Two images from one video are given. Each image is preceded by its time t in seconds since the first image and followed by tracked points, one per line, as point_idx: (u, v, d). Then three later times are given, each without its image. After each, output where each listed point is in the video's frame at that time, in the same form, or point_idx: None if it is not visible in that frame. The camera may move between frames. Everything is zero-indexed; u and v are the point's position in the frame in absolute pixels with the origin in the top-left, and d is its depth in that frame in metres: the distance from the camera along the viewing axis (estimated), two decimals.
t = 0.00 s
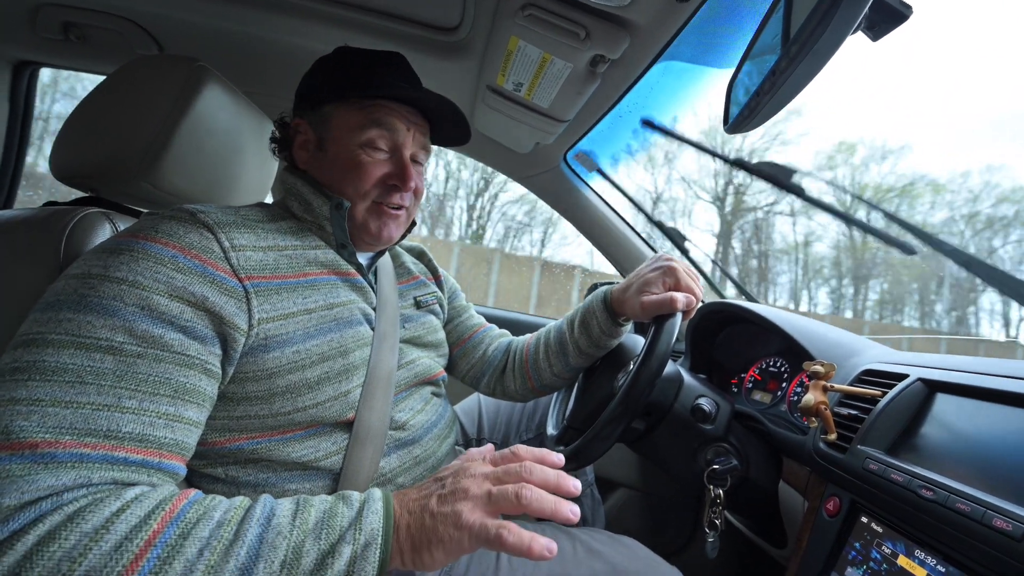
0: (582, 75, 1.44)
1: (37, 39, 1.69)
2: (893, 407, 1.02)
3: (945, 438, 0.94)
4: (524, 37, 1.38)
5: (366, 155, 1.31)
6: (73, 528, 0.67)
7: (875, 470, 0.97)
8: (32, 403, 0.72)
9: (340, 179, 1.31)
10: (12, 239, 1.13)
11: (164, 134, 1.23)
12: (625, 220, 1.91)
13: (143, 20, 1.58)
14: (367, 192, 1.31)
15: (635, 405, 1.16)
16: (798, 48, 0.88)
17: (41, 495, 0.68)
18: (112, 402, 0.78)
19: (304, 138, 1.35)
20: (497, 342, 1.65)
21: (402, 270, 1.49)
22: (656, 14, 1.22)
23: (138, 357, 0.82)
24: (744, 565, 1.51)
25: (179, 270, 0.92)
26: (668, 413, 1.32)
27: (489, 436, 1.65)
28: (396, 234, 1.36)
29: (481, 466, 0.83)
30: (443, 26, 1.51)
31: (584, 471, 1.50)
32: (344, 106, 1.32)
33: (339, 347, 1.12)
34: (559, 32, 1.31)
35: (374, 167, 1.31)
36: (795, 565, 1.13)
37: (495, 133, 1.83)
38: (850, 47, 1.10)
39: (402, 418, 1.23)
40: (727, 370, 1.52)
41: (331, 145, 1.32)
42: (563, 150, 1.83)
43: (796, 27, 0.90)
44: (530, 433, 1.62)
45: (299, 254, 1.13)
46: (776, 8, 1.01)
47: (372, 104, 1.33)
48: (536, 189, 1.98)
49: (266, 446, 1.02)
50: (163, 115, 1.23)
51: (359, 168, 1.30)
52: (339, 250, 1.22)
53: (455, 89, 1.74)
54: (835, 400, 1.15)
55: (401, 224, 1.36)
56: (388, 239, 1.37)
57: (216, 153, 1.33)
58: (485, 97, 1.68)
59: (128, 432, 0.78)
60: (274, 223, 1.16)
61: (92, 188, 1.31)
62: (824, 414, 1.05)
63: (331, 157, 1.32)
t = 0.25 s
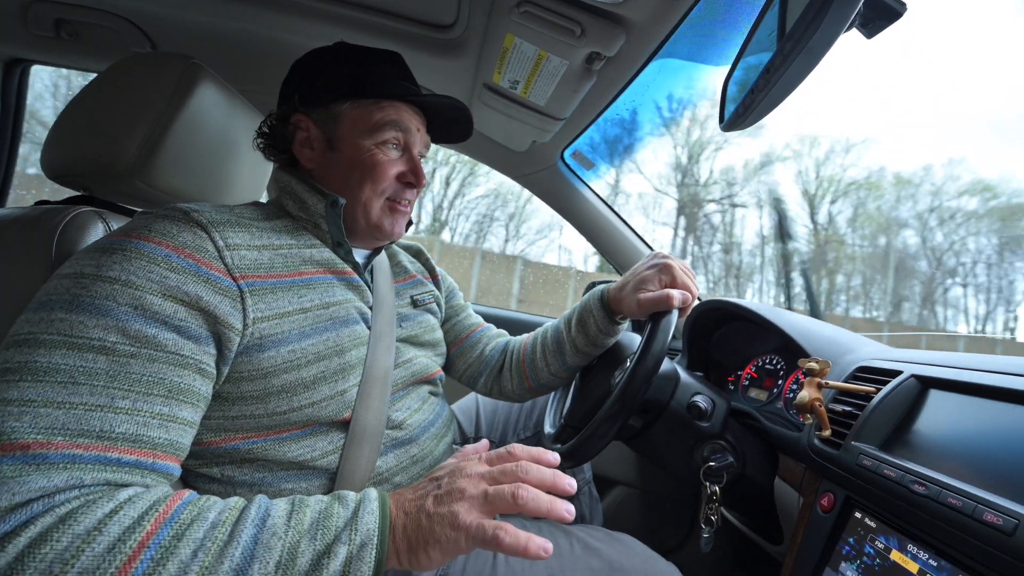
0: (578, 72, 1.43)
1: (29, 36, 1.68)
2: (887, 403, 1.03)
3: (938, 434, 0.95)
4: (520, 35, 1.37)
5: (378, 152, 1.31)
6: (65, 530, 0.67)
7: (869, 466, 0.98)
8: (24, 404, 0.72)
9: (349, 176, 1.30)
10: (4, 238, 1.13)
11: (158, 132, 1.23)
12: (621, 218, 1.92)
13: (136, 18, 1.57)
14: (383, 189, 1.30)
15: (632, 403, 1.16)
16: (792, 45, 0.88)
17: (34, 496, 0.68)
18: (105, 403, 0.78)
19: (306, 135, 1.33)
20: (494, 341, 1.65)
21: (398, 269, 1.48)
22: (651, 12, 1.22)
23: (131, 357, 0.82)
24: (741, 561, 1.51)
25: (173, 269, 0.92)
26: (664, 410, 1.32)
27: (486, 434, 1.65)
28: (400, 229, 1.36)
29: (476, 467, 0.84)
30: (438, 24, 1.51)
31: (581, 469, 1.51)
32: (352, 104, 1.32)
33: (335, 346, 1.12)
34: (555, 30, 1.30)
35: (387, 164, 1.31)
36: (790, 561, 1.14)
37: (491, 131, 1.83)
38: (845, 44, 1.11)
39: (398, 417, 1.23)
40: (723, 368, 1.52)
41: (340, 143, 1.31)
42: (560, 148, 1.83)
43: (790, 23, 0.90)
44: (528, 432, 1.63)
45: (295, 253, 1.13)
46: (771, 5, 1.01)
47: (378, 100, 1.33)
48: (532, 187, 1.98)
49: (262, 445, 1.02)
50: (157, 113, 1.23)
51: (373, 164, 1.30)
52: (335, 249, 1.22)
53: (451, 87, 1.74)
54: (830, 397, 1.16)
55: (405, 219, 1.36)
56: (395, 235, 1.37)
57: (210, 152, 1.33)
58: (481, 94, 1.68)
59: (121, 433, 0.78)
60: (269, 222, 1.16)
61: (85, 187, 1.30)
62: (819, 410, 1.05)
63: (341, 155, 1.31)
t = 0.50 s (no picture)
0: (577, 72, 1.44)
1: (27, 35, 1.68)
2: (887, 402, 1.03)
3: (937, 433, 0.95)
4: (519, 34, 1.37)
5: (385, 155, 1.31)
6: (66, 531, 0.67)
7: (868, 465, 0.98)
8: (27, 404, 0.72)
9: (354, 178, 1.30)
10: (3, 238, 1.13)
11: (157, 132, 1.23)
12: (621, 218, 1.92)
13: (134, 17, 1.57)
14: (389, 191, 1.31)
15: (631, 402, 1.16)
16: (790, 43, 0.88)
17: (36, 496, 0.68)
18: (107, 403, 0.77)
19: (312, 136, 1.34)
20: (494, 341, 1.66)
21: (398, 269, 1.48)
22: (650, 11, 1.22)
23: (134, 357, 0.82)
24: (740, 561, 1.51)
25: (175, 270, 0.92)
26: (664, 409, 1.32)
27: (485, 434, 1.65)
28: (403, 229, 1.37)
29: (478, 480, 0.83)
30: (437, 23, 1.51)
31: (581, 468, 1.51)
32: (359, 107, 1.31)
33: (336, 347, 1.12)
34: (554, 29, 1.30)
35: (393, 167, 1.32)
36: (789, 560, 1.14)
37: (491, 131, 1.83)
38: (843, 43, 1.11)
39: (398, 417, 1.23)
40: (723, 367, 1.52)
41: (346, 145, 1.31)
42: (559, 148, 1.83)
43: (789, 22, 0.90)
44: (528, 431, 1.63)
45: (296, 253, 1.13)
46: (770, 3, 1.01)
47: (385, 104, 1.33)
48: (532, 186, 1.98)
49: (262, 445, 1.02)
50: (156, 113, 1.23)
51: (379, 168, 1.30)
52: (335, 249, 1.22)
53: (450, 86, 1.74)
54: (829, 396, 1.16)
55: (408, 219, 1.37)
56: (397, 235, 1.38)
57: (210, 152, 1.33)
58: (481, 94, 1.68)
59: (123, 433, 0.78)
60: (270, 222, 1.16)
61: (84, 187, 1.30)
62: (818, 409, 1.05)
63: (346, 157, 1.31)
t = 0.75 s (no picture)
0: (577, 74, 1.44)
1: (28, 38, 1.68)
2: (888, 401, 1.03)
3: (939, 434, 0.95)
4: (519, 36, 1.38)
5: (370, 150, 1.30)
6: (71, 534, 0.67)
7: (871, 465, 0.98)
8: (30, 407, 0.72)
9: (344, 175, 1.30)
10: (5, 241, 1.13)
11: (159, 134, 1.23)
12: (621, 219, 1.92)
13: (134, 20, 1.57)
14: (375, 186, 1.30)
15: (632, 403, 1.16)
16: (790, 45, 0.88)
17: (40, 499, 0.68)
18: (110, 405, 0.77)
19: (305, 136, 1.35)
20: (495, 342, 1.66)
21: (399, 271, 1.49)
22: (650, 13, 1.22)
23: (137, 360, 0.82)
24: (742, 562, 1.51)
25: (177, 272, 0.92)
26: (665, 410, 1.32)
27: (486, 435, 1.64)
28: (398, 228, 1.36)
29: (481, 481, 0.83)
30: (436, 25, 1.51)
31: (582, 469, 1.51)
32: (347, 102, 1.31)
33: (337, 348, 1.12)
34: (554, 31, 1.31)
35: (379, 161, 1.30)
36: (791, 561, 1.13)
37: (491, 132, 1.83)
38: (842, 44, 1.11)
39: (400, 419, 1.23)
40: (724, 367, 1.52)
41: (336, 142, 1.31)
42: (559, 149, 1.83)
43: (789, 23, 0.90)
44: (528, 432, 1.62)
45: (297, 255, 1.13)
46: (769, 5, 1.01)
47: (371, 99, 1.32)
48: (532, 187, 1.98)
49: (263, 448, 1.02)
50: (157, 115, 1.23)
51: (365, 162, 1.29)
52: (337, 251, 1.22)
53: (450, 88, 1.74)
54: (831, 396, 1.16)
55: (403, 218, 1.36)
56: (389, 233, 1.36)
57: (210, 154, 1.33)
58: (480, 95, 1.68)
59: (126, 436, 0.78)
60: (271, 224, 1.16)
61: (85, 190, 1.30)
62: (820, 410, 1.05)
63: (336, 154, 1.31)
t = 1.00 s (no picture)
0: (575, 72, 1.44)
1: (24, 38, 1.67)
2: (885, 399, 1.04)
3: (936, 431, 0.95)
4: (516, 35, 1.37)
5: (355, 157, 1.31)
6: (66, 535, 0.67)
7: (868, 463, 0.98)
8: (26, 409, 0.72)
9: (328, 177, 1.31)
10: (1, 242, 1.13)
11: (155, 134, 1.23)
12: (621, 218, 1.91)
13: (131, 19, 1.57)
14: (354, 195, 1.30)
15: (630, 401, 1.16)
16: (788, 42, 0.88)
17: (35, 501, 0.68)
18: (106, 406, 0.77)
19: (303, 138, 1.37)
20: (494, 341, 1.66)
21: (398, 271, 1.49)
22: (647, 11, 1.22)
23: (133, 361, 0.82)
24: (741, 560, 1.51)
25: (174, 273, 0.92)
26: (664, 409, 1.32)
27: (485, 434, 1.65)
28: (384, 241, 1.36)
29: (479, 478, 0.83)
30: (434, 24, 1.51)
31: (581, 468, 1.51)
32: (341, 106, 1.33)
33: (335, 349, 1.12)
34: (551, 29, 1.31)
35: (363, 169, 1.31)
36: (789, 559, 1.14)
37: (489, 132, 1.83)
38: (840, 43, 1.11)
39: (399, 419, 1.24)
40: (722, 366, 1.52)
41: (326, 144, 1.32)
42: (558, 147, 1.83)
43: (785, 22, 0.90)
44: (527, 431, 1.62)
45: (295, 255, 1.13)
46: (766, 3, 1.01)
47: (363, 106, 1.33)
48: (531, 186, 1.98)
49: (261, 448, 1.02)
50: (153, 115, 1.23)
51: (349, 168, 1.30)
52: (335, 251, 1.22)
53: (448, 87, 1.74)
54: (828, 394, 1.16)
55: (389, 231, 1.36)
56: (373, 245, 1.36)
57: (207, 153, 1.32)
58: (478, 95, 1.68)
59: (123, 437, 0.78)
60: (270, 225, 1.16)
61: (81, 190, 1.29)
62: (818, 407, 1.05)
63: (324, 155, 1.32)
